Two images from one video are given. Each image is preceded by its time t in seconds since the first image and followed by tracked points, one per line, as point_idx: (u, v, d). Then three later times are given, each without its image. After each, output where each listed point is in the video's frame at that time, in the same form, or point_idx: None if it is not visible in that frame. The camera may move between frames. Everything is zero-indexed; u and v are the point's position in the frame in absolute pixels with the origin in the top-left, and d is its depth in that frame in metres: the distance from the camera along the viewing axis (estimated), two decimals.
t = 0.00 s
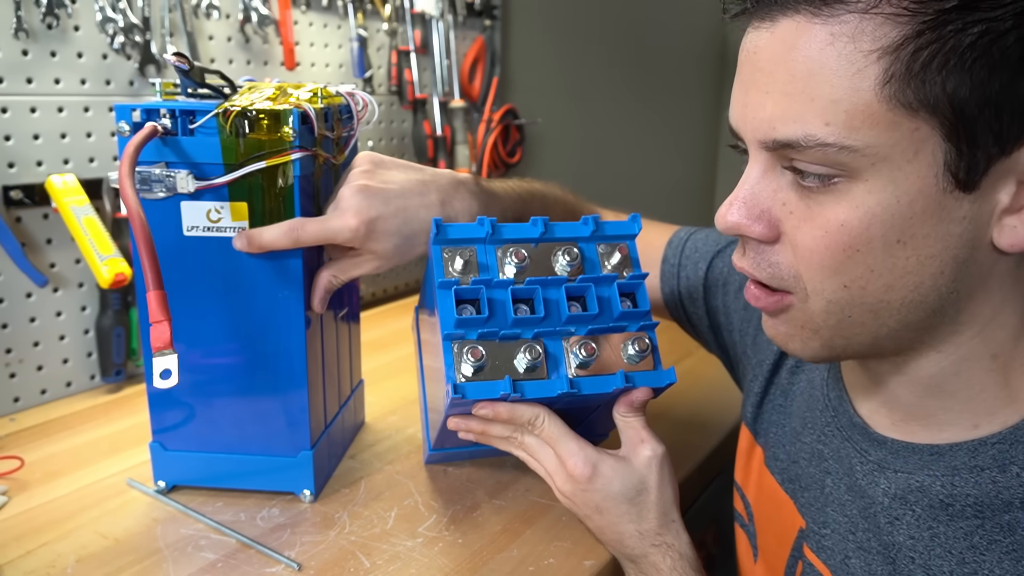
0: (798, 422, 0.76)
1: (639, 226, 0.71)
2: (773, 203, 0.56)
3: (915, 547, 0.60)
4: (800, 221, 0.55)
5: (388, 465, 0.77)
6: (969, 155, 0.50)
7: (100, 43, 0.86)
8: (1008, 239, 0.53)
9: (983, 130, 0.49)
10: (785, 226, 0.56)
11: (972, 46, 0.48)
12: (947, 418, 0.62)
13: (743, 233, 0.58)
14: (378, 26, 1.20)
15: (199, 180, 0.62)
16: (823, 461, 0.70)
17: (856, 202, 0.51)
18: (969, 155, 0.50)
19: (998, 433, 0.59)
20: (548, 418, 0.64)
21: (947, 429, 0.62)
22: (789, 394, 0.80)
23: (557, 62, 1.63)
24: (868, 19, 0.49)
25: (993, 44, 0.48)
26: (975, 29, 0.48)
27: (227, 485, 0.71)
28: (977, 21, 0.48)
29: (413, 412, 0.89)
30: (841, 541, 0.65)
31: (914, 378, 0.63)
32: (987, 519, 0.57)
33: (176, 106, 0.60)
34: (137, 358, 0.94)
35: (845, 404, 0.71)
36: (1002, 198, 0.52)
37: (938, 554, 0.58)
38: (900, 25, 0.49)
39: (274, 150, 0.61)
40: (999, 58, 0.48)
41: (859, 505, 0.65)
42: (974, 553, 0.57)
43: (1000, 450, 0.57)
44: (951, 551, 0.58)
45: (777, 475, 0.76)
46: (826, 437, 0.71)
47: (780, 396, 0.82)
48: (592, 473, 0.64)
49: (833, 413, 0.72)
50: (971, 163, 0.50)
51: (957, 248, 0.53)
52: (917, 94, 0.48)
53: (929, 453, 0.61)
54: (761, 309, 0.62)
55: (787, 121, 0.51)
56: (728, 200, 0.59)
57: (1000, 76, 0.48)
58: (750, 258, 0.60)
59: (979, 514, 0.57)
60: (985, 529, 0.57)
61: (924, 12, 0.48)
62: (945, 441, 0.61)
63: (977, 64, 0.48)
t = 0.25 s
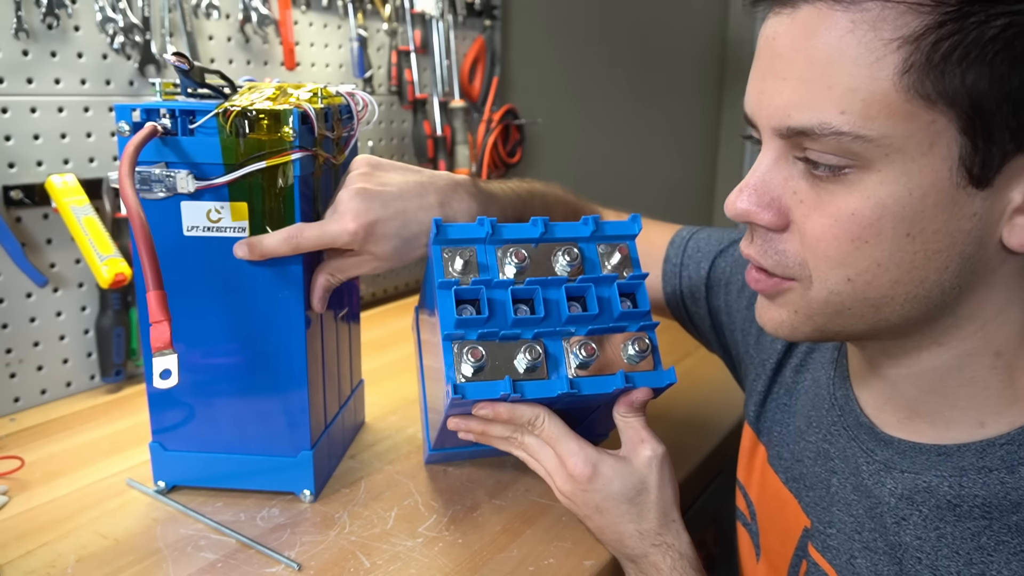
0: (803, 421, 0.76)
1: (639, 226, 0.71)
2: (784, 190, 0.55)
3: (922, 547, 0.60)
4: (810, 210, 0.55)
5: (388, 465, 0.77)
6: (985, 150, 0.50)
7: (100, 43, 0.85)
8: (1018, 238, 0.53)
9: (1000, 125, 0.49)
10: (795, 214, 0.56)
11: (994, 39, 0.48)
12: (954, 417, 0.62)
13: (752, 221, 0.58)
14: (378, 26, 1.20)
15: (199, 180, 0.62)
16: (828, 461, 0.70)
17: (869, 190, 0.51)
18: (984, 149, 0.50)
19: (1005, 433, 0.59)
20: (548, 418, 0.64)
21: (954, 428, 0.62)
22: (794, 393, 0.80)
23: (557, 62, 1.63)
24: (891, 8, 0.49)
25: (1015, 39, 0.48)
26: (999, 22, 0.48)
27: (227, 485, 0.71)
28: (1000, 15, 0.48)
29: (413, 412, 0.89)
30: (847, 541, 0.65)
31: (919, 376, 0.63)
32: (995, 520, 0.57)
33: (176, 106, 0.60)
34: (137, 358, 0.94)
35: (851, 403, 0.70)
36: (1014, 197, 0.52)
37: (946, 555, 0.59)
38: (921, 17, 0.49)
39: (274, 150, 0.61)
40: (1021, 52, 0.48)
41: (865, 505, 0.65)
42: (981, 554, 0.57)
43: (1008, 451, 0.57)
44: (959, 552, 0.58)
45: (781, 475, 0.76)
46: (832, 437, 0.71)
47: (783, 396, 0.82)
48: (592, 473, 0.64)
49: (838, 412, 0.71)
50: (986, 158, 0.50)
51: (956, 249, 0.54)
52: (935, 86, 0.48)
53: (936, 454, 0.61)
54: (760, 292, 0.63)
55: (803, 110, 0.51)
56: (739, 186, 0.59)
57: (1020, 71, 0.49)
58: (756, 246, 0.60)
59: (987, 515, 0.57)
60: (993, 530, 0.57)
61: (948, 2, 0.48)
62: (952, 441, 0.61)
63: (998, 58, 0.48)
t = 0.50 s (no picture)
0: (812, 420, 0.76)
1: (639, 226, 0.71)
2: (804, 178, 0.56)
3: (934, 549, 0.60)
4: (830, 199, 0.55)
5: (388, 465, 0.77)
6: (1010, 142, 0.49)
7: (100, 43, 0.85)
8: None
9: None
10: (813, 203, 0.56)
11: None
12: (966, 417, 0.62)
13: (771, 209, 0.59)
14: (378, 26, 1.20)
15: (199, 180, 0.62)
16: (838, 461, 0.70)
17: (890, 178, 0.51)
18: (1010, 141, 0.49)
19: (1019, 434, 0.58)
20: (548, 418, 0.64)
21: (966, 429, 0.62)
22: (802, 391, 0.80)
23: (557, 62, 1.63)
24: None
25: None
26: None
27: (227, 485, 0.71)
28: None
29: (413, 412, 0.89)
30: (857, 542, 0.66)
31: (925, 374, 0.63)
32: (1009, 523, 0.57)
33: (176, 106, 0.60)
34: (137, 358, 0.94)
35: (863, 403, 0.70)
36: None
37: (958, 557, 0.59)
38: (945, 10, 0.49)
39: (274, 150, 0.61)
40: None
41: (875, 505, 0.65)
42: (995, 557, 0.57)
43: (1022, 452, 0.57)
44: (971, 554, 0.58)
45: (789, 474, 0.76)
46: (842, 437, 0.71)
47: (791, 395, 0.81)
48: (592, 473, 0.64)
49: (849, 413, 0.71)
50: (1010, 150, 0.50)
51: (956, 249, 0.54)
52: (964, 75, 0.48)
53: (949, 455, 0.61)
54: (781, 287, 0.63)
55: (827, 96, 0.51)
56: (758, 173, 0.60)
57: None
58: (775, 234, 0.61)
59: (1000, 517, 0.57)
60: (1007, 533, 0.57)
61: None
62: (964, 442, 0.62)
63: None
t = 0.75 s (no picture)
0: (810, 422, 0.76)
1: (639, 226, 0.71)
2: (800, 172, 0.56)
3: (929, 547, 0.60)
4: (828, 193, 0.55)
5: (388, 465, 0.77)
6: (1004, 133, 0.50)
7: (100, 43, 0.85)
8: None
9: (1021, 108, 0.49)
10: (810, 198, 0.56)
11: (1018, 24, 0.49)
12: (960, 413, 0.62)
13: (767, 204, 0.58)
14: (378, 26, 1.20)
15: (199, 180, 0.61)
16: (835, 461, 0.70)
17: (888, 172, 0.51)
18: (1004, 133, 0.50)
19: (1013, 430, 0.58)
20: (548, 418, 0.64)
21: (961, 426, 0.62)
22: (800, 394, 0.80)
23: (557, 62, 1.64)
24: None
25: None
26: None
27: (227, 485, 0.71)
28: None
29: (413, 412, 0.89)
30: (855, 542, 0.66)
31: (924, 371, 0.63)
32: (1003, 519, 0.56)
33: (176, 106, 0.60)
34: (137, 358, 0.94)
35: (858, 403, 0.71)
36: None
37: (953, 554, 0.58)
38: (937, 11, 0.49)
39: (274, 150, 0.61)
40: None
41: (872, 505, 0.65)
42: (989, 553, 0.57)
43: (1015, 447, 0.57)
44: (966, 551, 0.58)
45: (788, 476, 0.76)
46: (839, 437, 0.71)
47: (790, 398, 0.82)
48: (592, 472, 0.64)
49: (846, 413, 0.71)
50: (1004, 142, 0.50)
51: (950, 247, 0.54)
52: (958, 68, 0.48)
53: (944, 451, 0.61)
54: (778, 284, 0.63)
55: (824, 91, 0.51)
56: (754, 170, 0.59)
57: None
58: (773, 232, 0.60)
59: (995, 513, 0.57)
60: (1001, 529, 0.56)
61: None
62: (958, 438, 0.61)
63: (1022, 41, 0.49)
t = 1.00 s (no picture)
0: (807, 421, 0.76)
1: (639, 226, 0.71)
2: (823, 181, 0.54)
3: (924, 539, 0.60)
4: (855, 201, 0.53)
5: (388, 465, 0.77)
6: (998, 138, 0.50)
7: (100, 43, 0.85)
8: None
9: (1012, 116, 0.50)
10: (837, 206, 0.54)
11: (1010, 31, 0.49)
12: (955, 409, 0.62)
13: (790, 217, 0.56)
14: (378, 26, 1.20)
15: (199, 180, 0.61)
16: (832, 458, 0.71)
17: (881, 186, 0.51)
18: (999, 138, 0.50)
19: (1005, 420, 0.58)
20: (549, 418, 0.64)
21: (956, 418, 0.62)
22: (795, 394, 0.81)
23: (558, 62, 1.64)
24: None
25: None
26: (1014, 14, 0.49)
27: (227, 485, 0.71)
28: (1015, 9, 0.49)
29: (413, 412, 0.89)
30: (852, 537, 0.66)
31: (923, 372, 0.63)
32: (995, 509, 0.56)
33: (176, 106, 0.60)
34: (137, 358, 0.94)
35: (852, 400, 0.71)
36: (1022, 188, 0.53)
37: (947, 545, 0.58)
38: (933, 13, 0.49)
39: (274, 150, 0.61)
40: None
41: (869, 501, 0.65)
42: (982, 543, 0.56)
43: (1005, 437, 0.57)
44: (959, 542, 0.57)
45: (787, 476, 0.76)
46: (834, 434, 0.71)
47: (786, 398, 0.82)
48: (593, 472, 0.64)
49: (840, 410, 0.72)
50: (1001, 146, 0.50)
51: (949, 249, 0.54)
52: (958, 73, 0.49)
53: (936, 444, 0.61)
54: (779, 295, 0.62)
55: (840, 96, 0.50)
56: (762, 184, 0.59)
57: None
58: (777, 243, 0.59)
59: (987, 503, 0.56)
60: (993, 518, 0.56)
61: None
62: (953, 430, 0.61)
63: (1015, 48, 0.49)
